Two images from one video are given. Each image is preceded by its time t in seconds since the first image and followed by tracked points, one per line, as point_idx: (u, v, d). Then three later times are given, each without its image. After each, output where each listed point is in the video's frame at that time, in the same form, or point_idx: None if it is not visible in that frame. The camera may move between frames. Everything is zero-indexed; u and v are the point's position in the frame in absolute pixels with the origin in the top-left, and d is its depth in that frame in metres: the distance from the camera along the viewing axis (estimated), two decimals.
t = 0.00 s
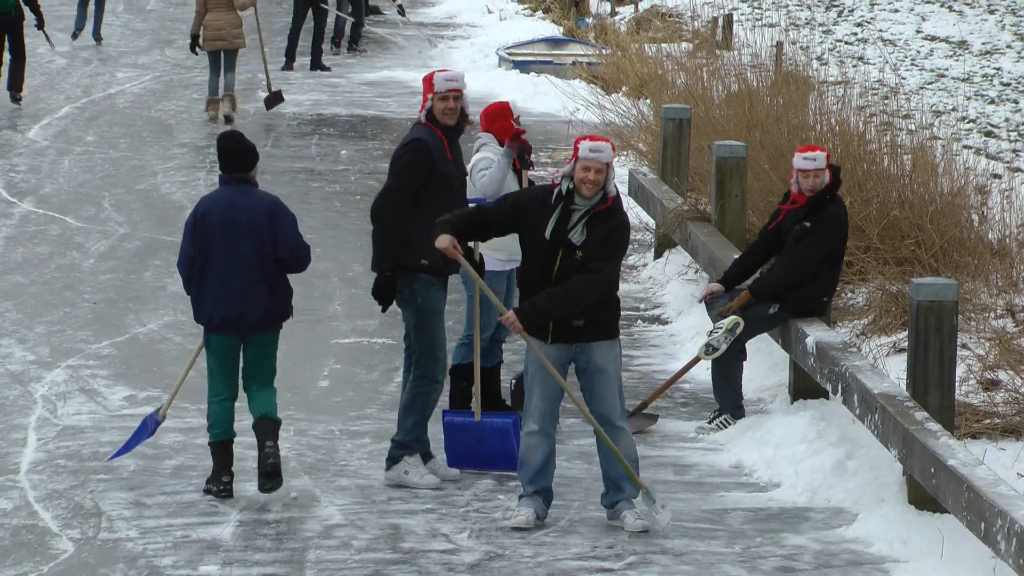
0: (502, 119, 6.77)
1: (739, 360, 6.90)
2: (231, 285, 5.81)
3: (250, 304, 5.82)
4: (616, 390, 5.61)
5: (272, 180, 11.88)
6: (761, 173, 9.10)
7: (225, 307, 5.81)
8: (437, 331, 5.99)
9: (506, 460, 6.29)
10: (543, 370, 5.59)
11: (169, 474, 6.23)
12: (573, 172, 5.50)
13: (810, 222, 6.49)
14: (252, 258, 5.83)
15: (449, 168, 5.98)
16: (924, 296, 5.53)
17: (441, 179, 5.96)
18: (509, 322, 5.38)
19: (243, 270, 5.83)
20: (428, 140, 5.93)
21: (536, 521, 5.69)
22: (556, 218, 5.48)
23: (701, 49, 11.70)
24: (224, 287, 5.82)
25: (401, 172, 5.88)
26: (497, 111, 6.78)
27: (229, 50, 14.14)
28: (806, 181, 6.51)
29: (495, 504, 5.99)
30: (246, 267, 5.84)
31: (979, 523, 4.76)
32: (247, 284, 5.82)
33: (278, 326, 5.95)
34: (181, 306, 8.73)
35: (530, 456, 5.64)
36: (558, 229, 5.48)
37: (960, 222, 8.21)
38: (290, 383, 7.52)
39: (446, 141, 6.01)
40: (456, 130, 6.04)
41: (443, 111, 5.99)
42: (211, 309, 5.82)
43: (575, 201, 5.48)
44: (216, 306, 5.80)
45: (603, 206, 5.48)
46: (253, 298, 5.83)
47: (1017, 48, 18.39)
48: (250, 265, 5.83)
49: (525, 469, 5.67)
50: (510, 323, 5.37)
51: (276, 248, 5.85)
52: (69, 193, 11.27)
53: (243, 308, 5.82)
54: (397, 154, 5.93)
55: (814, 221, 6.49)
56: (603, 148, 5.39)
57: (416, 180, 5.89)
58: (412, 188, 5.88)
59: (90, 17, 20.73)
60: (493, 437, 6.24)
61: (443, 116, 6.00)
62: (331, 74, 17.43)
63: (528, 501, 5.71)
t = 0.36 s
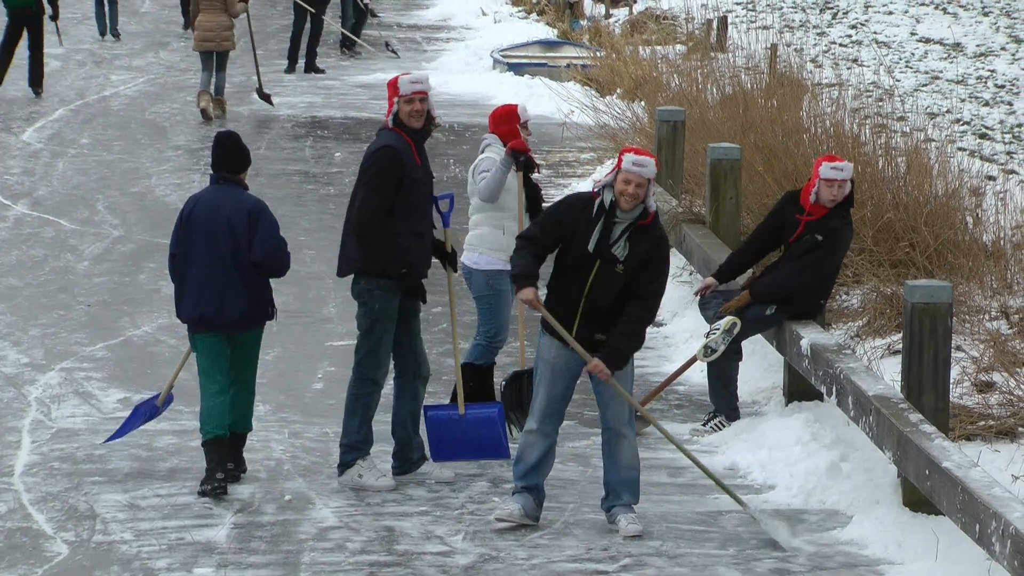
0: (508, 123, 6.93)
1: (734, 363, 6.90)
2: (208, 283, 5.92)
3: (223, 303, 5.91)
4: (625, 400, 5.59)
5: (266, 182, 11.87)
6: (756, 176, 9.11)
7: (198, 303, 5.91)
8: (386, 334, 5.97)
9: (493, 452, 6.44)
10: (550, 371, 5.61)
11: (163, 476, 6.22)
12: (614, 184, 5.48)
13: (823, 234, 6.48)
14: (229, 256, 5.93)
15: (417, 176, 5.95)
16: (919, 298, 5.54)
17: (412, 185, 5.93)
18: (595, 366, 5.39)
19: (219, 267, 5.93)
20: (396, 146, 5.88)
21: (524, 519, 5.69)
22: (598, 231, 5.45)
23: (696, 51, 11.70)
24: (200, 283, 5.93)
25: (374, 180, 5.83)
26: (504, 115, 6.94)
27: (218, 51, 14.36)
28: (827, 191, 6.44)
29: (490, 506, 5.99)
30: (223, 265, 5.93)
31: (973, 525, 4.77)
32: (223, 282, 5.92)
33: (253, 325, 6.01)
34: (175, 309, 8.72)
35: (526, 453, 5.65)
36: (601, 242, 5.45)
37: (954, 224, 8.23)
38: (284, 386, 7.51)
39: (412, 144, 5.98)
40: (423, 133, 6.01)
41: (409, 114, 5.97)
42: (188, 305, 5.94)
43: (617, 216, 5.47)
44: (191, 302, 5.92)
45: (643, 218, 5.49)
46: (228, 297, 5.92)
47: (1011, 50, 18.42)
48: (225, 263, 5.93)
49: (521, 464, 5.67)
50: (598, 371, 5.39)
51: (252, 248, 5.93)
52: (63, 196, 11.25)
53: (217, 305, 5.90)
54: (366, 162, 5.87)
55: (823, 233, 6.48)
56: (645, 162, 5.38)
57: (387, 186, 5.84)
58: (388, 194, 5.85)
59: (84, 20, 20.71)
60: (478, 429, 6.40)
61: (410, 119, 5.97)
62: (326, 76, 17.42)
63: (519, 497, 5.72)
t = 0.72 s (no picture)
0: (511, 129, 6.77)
1: (727, 364, 6.91)
2: (208, 275, 6.04)
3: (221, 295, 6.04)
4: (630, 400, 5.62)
5: (261, 184, 11.86)
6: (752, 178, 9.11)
7: (198, 294, 6.04)
8: (369, 340, 5.99)
9: (444, 454, 6.49)
10: (562, 378, 5.59)
11: (158, 478, 6.21)
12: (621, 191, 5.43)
13: (810, 238, 6.55)
14: (229, 249, 6.05)
15: (397, 178, 5.95)
16: (913, 300, 5.54)
17: (392, 189, 5.93)
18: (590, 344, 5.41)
19: (219, 259, 6.05)
20: (375, 148, 5.89)
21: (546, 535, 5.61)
22: (605, 237, 5.42)
23: (691, 52, 11.71)
24: (200, 274, 6.06)
25: (354, 183, 5.83)
26: (510, 119, 6.78)
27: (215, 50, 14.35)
28: (806, 195, 6.48)
29: (484, 508, 5.99)
30: (222, 257, 6.05)
31: (968, 527, 4.78)
32: (222, 275, 6.04)
33: (252, 319, 6.12)
34: (170, 310, 8.71)
35: (543, 463, 5.60)
36: (609, 246, 5.43)
37: (949, 225, 8.24)
38: (279, 387, 7.51)
39: (390, 145, 5.98)
40: (400, 136, 6.01)
41: (387, 116, 5.97)
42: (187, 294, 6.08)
43: (626, 220, 5.44)
44: (190, 292, 6.06)
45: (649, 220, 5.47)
46: (227, 289, 6.04)
47: (1006, 52, 18.45)
48: (225, 255, 6.05)
49: (536, 476, 5.62)
50: (592, 347, 5.41)
51: (253, 242, 6.05)
52: (58, 197, 11.24)
53: (216, 296, 6.03)
54: (345, 166, 5.88)
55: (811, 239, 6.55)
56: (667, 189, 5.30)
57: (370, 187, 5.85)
58: (367, 199, 5.84)
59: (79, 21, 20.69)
60: (433, 429, 6.47)
61: (387, 121, 5.97)
62: (321, 78, 17.41)
63: (538, 509, 5.64)
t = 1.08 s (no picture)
0: (511, 139, 6.82)
1: (723, 368, 6.91)
2: (200, 274, 6.09)
3: (214, 294, 6.08)
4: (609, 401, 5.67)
5: (256, 187, 11.86)
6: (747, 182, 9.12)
7: (190, 294, 6.09)
8: (366, 339, 5.98)
9: (408, 465, 6.34)
10: (550, 387, 5.52)
11: (153, 481, 6.21)
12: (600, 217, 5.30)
13: (781, 234, 6.56)
14: (219, 248, 6.10)
15: (378, 178, 5.94)
16: (908, 303, 5.55)
17: (373, 188, 5.93)
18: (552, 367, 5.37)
19: (209, 259, 6.10)
20: (354, 149, 5.89)
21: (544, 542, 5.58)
22: (581, 264, 5.34)
23: (686, 55, 11.73)
24: (191, 274, 6.10)
25: (334, 182, 5.83)
26: (511, 128, 6.82)
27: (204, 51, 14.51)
28: (773, 189, 6.51)
29: (480, 511, 5.99)
30: (212, 257, 6.10)
31: (963, 530, 4.78)
32: (214, 273, 6.09)
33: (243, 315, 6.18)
34: (165, 314, 8.71)
35: (543, 476, 5.49)
36: (583, 273, 5.35)
37: (944, 228, 8.26)
38: (274, 391, 7.51)
39: (370, 146, 5.98)
40: (380, 138, 6.01)
41: (368, 118, 5.97)
42: (179, 295, 6.12)
43: (603, 247, 5.33)
44: (183, 292, 6.10)
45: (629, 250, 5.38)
46: (218, 287, 6.08)
47: (1001, 55, 18.48)
48: (215, 255, 6.10)
49: (537, 489, 5.52)
50: (554, 371, 5.37)
51: (242, 240, 6.11)
52: (53, 201, 11.23)
53: (208, 295, 6.08)
54: (326, 166, 5.88)
55: (784, 237, 6.52)
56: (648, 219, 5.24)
57: (350, 187, 5.84)
58: (347, 198, 5.84)
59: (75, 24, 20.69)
60: (398, 441, 6.33)
61: (366, 123, 5.97)
62: (316, 81, 17.42)
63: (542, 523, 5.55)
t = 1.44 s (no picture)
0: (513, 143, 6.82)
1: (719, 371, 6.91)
2: (185, 266, 6.22)
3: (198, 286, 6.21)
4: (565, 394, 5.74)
5: (252, 191, 11.86)
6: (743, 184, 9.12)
7: (175, 286, 6.21)
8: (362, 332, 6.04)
9: (404, 466, 6.35)
10: (523, 394, 5.52)
11: (150, 485, 6.21)
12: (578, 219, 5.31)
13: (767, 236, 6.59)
14: (202, 241, 6.22)
15: (364, 177, 5.95)
16: (904, 304, 5.56)
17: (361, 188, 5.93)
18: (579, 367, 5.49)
19: (195, 253, 6.23)
20: (341, 149, 5.89)
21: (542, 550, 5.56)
22: (570, 272, 5.39)
23: (682, 57, 11.74)
24: (177, 267, 6.23)
25: (320, 186, 5.84)
26: (513, 133, 6.81)
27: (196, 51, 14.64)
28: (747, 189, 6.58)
29: (477, 514, 5.99)
30: (198, 250, 6.23)
31: (960, 531, 4.78)
32: (198, 266, 6.22)
33: (229, 305, 6.30)
34: (162, 318, 8.71)
35: (528, 482, 5.52)
36: (573, 278, 5.41)
37: (941, 230, 8.26)
38: (271, 394, 7.51)
39: (356, 147, 5.98)
40: (365, 138, 6.02)
41: (352, 117, 5.96)
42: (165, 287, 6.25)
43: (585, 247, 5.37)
44: (168, 284, 6.23)
45: (603, 244, 5.43)
46: (201, 279, 6.21)
47: (997, 57, 18.50)
48: (200, 248, 6.22)
49: (523, 496, 5.53)
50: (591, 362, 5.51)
51: (223, 234, 6.22)
52: (49, 205, 11.23)
53: (192, 287, 6.21)
54: (311, 170, 5.88)
55: (769, 237, 6.56)
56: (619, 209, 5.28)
57: (338, 189, 5.85)
58: (334, 200, 5.85)
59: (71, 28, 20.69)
60: (398, 443, 6.33)
61: (350, 124, 5.97)
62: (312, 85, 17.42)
63: (534, 526, 5.58)
